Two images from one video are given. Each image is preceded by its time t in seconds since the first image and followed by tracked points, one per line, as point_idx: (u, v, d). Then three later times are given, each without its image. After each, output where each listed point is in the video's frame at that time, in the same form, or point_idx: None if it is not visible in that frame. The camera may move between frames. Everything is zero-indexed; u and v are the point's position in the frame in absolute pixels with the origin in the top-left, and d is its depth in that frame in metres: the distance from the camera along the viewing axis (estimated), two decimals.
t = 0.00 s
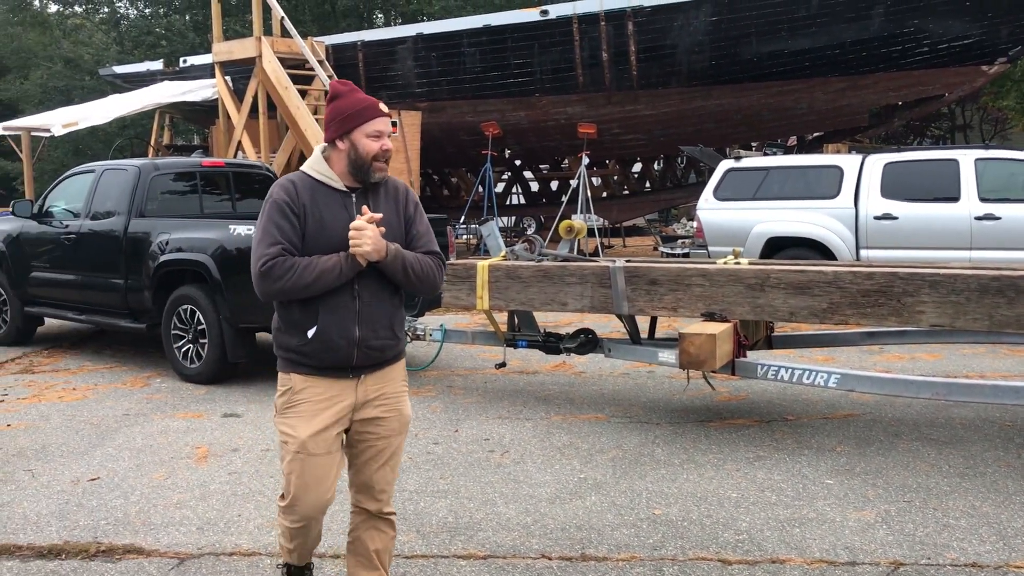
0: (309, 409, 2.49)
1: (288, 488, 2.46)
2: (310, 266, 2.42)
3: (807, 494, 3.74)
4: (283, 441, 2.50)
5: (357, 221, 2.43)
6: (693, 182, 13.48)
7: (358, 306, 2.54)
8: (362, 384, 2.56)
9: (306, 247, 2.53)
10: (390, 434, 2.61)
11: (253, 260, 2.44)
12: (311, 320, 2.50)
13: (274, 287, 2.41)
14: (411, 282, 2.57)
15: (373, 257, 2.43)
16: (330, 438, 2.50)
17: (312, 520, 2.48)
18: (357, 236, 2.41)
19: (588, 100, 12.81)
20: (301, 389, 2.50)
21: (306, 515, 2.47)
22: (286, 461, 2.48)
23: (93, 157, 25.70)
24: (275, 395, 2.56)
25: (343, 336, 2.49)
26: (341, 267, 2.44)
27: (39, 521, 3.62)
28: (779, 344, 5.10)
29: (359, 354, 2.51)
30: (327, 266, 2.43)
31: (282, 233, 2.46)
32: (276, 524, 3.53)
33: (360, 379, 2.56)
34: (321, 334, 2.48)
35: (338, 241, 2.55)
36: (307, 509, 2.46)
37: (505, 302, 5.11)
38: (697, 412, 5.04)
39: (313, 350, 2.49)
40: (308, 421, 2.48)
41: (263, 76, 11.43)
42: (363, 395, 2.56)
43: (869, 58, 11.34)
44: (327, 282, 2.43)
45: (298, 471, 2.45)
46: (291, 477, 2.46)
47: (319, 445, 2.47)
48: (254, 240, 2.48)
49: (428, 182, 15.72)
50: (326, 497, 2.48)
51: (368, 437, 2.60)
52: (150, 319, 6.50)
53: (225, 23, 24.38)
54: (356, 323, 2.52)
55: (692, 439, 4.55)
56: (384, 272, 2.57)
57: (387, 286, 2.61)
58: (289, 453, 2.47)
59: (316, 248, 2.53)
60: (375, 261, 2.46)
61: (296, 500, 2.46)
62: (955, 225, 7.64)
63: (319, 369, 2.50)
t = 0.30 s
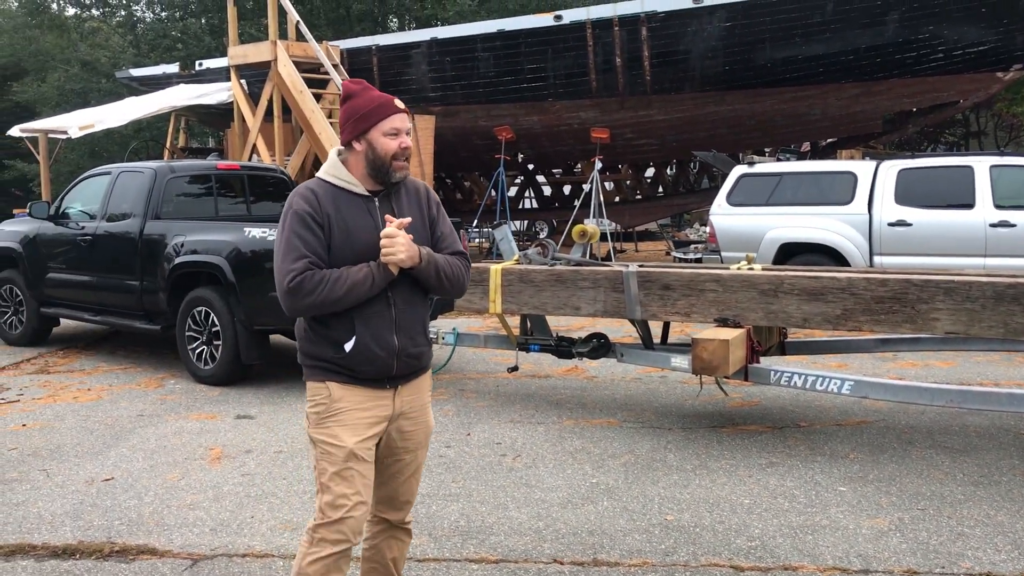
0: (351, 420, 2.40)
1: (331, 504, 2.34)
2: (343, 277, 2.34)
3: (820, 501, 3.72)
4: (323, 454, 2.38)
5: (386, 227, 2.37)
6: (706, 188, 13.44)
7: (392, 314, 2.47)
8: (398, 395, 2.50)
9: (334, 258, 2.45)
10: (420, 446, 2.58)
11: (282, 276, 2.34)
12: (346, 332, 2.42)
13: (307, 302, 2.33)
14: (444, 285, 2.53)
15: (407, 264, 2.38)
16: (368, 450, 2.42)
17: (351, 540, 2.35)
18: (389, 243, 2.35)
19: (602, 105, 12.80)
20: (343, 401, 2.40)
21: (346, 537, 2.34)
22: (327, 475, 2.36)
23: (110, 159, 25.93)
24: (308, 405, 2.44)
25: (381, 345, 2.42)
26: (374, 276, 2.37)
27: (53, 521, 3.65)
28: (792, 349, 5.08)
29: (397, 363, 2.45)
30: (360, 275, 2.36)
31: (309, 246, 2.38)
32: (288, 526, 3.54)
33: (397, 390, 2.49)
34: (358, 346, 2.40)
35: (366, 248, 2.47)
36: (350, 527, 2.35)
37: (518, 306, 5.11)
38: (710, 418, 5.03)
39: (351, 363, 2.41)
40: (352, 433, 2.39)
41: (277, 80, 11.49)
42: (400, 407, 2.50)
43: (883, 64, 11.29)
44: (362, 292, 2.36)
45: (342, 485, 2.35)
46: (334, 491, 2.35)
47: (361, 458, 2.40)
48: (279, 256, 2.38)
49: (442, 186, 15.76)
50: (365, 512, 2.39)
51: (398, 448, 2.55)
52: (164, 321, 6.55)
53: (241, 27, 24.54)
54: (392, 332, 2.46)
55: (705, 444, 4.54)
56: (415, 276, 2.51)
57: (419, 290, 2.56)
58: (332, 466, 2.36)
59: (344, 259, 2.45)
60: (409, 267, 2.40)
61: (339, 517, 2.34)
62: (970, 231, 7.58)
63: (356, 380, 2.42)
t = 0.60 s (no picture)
0: (361, 436, 2.23)
1: (339, 528, 2.19)
2: (366, 282, 2.17)
3: (829, 506, 3.70)
4: (332, 475, 2.20)
5: (404, 228, 2.26)
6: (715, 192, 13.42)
7: (404, 317, 2.35)
8: (404, 405, 2.36)
9: (344, 262, 2.23)
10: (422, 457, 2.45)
11: (302, 283, 2.08)
12: (364, 339, 2.24)
13: (331, 312, 2.10)
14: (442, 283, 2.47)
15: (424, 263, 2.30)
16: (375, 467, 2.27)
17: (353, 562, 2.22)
18: (410, 244, 2.25)
19: (611, 109, 12.80)
20: (352, 416, 2.22)
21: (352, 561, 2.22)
22: (332, 496, 2.19)
23: (120, 161, 26.09)
24: (311, 420, 2.22)
25: (399, 351, 2.29)
26: (395, 278, 2.23)
27: (63, 520, 3.67)
28: (802, 354, 5.07)
29: (410, 368, 2.34)
30: (383, 279, 2.20)
31: (327, 250, 2.14)
32: (296, 527, 3.55)
33: (403, 398, 2.35)
34: (380, 353, 2.25)
35: (373, 249, 2.30)
36: (357, 551, 2.22)
37: (526, 309, 5.11)
38: (719, 422, 5.01)
39: (368, 372, 2.24)
40: (360, 451, 2.23)
41: (287, 82, 11.51)
42: (407, 418, 2.36)
43: (894, 68, 11.26)
44: (386, 295, 2.21)
45: (353, 508, 2.20)
46: (344, 515, 2.20)
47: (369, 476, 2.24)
48: (292, 264, 2.10)
49: (450, 189, 15.79)
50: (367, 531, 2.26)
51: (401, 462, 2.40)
52: (174, 321, 6.57)
53: (251, 30, 24.68)
54: (405, 336, 2.34)
55: (714, 449, 4.52)
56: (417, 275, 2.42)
57: (415, 288, 2.46)
58: (343, 488, 2.20)
59: (354, 261, 2.25)
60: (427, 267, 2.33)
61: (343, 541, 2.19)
62: (981, 236, 7.53)
63: (367, 391, 2.25)
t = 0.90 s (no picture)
0: (369, 447, 2.23)
1: (345, 540, 2.19)
2: (380, 293, 2.17)
3: (838, 509, 3.69)
4: (338, 487, 2.19)
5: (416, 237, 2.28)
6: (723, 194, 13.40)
7: (407, 325, 2.37)
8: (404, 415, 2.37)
9: (354, 271, 2.23)
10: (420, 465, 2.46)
11: (320, 295, 2.06)
12: (375, 350, 2.24)
13: (348, 323, 2.10)
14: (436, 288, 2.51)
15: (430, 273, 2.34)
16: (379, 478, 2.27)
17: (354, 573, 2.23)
18: (421, 253, 2.27)
19: (619, 110, 12.80)
20: (360, 427, 2.21)
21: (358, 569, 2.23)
22: (338, 508, 2.18)
23: (129, 161, 26.18)
24: (317, 432, 2.20)
25: (405, 359, 2.31)
26: (404, 287, 2.25)
27: (71, 520, 3.68)
28: (810, 357, 5.05)
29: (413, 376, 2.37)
30: (394, 287, 2.22)
31: (343, 260, 2.13)
32: (303, 528, 3.56)
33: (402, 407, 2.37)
34: (390, 362, 2.26)
35: (378, 256, 2.30)
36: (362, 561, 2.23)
37: (534, 310, 5.11)
38: (727, 425, 5.00)
39: (377, 382, 2.25)
40: (368, 462, 2.22)
41: (296, 83, 11.54)
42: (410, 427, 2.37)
43: (903, 71, 11.22)
44: (397, 304, 2.23)
45: (360, 520, 2.20)
46: (350, 527, 2.20)
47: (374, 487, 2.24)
48: (308, 274, 2.07)
49: (458, 190, 15.81)
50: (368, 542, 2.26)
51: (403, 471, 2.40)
52: (182, 321, 6.59)
53: (260, 31, 24.76)
54: (408, 343, 2.36)
55: (722, 451, 4.51)
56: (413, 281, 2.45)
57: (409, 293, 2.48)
58: (350, 500, 2.19)
59: (362, 269, 2.24)
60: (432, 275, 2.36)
61: (345, 553, 2.20)
62: (990, 239, 7.51)
63: (374, 401, 2.26)
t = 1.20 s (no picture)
0: (367, 449, 2.22)
1: (344, 542, 2.20)
2: (372, 293, 2.15)
3: (846, 512, 3.68)
4: (335, 489, 2.19)
5: (424, 241, 2.25)
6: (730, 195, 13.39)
7: (411, 327, 2.34)
8: (408, 416, 2.35)
9: (349, 273, 2.22)
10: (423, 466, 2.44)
11: (305, 295, 2.07)
12: (371, 350, 2.22)
13: (334, 325, 2.09)
14: (449, 291, 2.46)
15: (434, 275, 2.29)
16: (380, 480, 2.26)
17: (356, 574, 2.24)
18: (423, 256, 2.23)
19: (627, 112, 12.79)
20: (359, 430, 2.20)
21: (358, 571, 2.24)
22: (337, 511, 2.19)
23: (137, 162, 26.29)
24: (314, 432, 2.20)
25: (405, 362, 2.28)
26: (402, 290, 2.21)
27: (79, 520, 3.70)
28: (818, 359, 5.04)
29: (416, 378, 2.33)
30: (390, 289, 2.19)
31: (333, 261, 2.13)
32: (310, 529, 3.56)
33: (407, 409, 2.35)
34: (387, 364, 2.23)
35: (379, 258, 2.28)
36: (363, 563, 2.24)
37: (541, 312, 5.11)
38: (734, 427, 4.99)
39: (375, 384, 2.23)
40: (367, 466, 2.22)
41: (304, 85, 11.56)
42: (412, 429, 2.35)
43: (912, 72, 11.18)
44: (392, 307, 2.20)
45: (358, 522, 2.21)
46: (349, 530, 2.21)
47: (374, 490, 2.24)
48: (296, 274, 2.08)
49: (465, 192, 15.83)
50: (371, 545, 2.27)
51: (409, 473, 2.39)
52: (190, 322, 6.62)
53: (268, 32, 24.84)
54: (412, 346, 2.33)
55: (728, 453, 4.50)
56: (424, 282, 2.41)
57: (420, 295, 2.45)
58: (348, 502, 2.19)
59: (359, 270, 2.24)
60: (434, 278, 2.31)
61: (345, 556, 2.21)
62: (998, 241, 7.46)
63: (374, 402, 2.24)
